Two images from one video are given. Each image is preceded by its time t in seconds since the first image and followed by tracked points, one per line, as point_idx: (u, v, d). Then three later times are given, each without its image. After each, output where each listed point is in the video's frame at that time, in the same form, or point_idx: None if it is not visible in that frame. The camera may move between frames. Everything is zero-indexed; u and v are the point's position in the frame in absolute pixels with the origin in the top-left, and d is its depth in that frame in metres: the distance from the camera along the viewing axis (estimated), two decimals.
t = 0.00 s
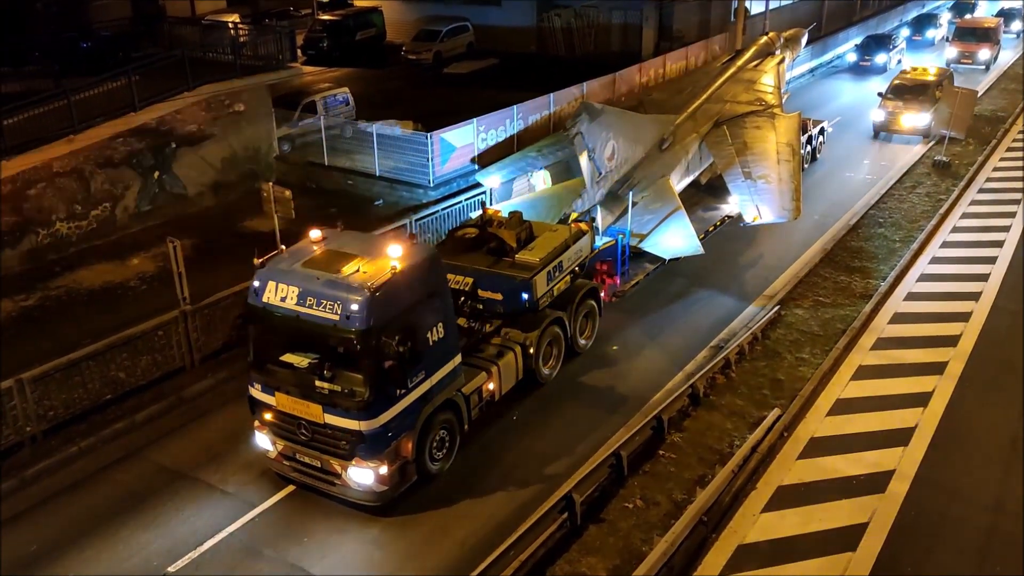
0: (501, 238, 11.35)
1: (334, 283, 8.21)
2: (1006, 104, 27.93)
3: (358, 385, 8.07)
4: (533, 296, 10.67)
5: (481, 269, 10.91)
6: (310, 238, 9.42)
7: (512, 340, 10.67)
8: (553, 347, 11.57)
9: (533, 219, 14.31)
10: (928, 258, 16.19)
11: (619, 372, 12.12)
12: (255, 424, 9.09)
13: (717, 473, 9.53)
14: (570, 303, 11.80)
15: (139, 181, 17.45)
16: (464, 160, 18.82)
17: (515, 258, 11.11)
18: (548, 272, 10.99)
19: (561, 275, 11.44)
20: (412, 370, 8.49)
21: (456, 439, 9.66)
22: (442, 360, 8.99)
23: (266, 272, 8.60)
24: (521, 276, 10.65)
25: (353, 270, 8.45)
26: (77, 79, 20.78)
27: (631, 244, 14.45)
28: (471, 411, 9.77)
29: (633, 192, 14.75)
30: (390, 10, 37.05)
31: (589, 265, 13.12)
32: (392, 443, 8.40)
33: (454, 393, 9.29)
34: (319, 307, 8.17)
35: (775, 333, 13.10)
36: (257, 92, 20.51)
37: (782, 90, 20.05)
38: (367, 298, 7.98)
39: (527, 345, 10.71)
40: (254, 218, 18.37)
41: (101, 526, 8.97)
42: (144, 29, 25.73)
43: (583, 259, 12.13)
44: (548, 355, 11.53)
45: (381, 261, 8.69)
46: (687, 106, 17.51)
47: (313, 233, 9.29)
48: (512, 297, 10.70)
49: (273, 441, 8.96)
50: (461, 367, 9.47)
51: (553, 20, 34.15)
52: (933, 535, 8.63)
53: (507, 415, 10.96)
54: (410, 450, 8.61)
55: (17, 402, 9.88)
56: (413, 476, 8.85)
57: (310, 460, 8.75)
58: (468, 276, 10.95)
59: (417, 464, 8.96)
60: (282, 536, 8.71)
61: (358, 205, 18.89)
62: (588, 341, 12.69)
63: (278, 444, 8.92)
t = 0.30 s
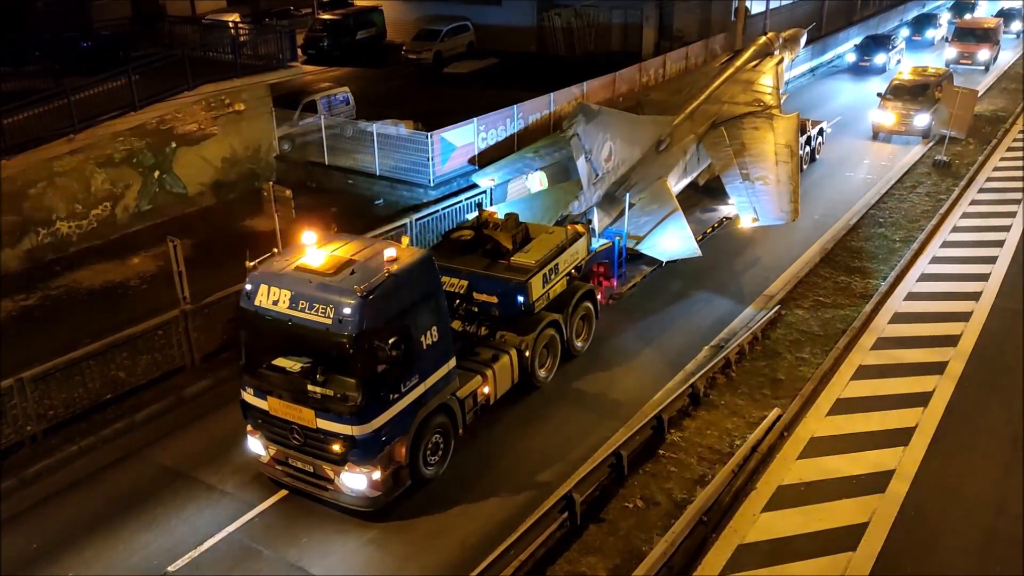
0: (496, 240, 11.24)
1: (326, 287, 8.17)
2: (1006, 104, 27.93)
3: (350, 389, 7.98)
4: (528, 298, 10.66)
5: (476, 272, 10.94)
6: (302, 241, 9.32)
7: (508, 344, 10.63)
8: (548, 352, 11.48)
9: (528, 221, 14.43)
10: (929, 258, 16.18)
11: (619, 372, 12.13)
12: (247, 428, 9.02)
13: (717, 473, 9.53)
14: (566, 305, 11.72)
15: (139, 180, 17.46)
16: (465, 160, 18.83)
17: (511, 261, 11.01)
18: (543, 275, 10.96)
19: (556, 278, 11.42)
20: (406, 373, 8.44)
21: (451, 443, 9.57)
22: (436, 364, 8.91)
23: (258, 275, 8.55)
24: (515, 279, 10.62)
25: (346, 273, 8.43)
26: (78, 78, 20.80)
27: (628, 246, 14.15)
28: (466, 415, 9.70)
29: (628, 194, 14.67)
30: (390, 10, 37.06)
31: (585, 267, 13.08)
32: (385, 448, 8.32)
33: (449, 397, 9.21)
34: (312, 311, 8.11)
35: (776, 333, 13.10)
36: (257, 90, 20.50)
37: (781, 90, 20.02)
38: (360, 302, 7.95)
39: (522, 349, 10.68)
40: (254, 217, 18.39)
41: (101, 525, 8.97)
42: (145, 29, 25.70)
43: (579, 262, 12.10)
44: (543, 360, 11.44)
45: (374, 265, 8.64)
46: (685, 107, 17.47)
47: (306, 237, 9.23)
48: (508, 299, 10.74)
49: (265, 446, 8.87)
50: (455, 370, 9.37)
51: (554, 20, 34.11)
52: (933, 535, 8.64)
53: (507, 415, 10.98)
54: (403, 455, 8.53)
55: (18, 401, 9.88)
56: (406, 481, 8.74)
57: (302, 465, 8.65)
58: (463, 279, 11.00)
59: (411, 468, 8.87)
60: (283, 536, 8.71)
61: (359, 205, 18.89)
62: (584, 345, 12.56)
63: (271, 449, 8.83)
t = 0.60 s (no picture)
0: (493, 243, 11.33)
1: (319, 291, 8.09)
2: (1007, 104, 27.93)
3: (344, 395, 7.97)
4: (524, 302, 10.63)
5: (472, 275, 10.91)
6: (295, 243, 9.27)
7: (503, 348, 10.53)
8: (545, 356, 11.42)
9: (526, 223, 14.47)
10: (929, 258, 16.19)
11: (619, 372, 12.15)
12: (240, 433, 9.00)
13: (717, 473, 9.54)
14: (562, 308, 11.66)
15: (140, 180, 17.47)
16: (465, 160, 18.84)
17: (506, 263, 11.06)
18: (539, 278, 10.95)
19: (552, 281, 11.37)
20: (399, 379, 8.38)
21: (445, 449, 9.54)
22: (431, 369, 8.86)
23: (250, 279, 8.50)
24: (511, 282, 10.60)
25: (339, 278, 8.36)
26: (78, 78, 20.82)
27: (625, 248, 14.19)
28: (461, 420, 9.67)
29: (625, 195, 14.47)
30: (390, 10, 37.09)
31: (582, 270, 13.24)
32: (378, 454, 8.30)
33: (443, 402, 9.16)
34: (304, 315, 8.04)
35: (776, 333, 13.11)
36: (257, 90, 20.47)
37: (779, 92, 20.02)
38: (353, 306, 7.86)
39: (518, 353, 10.59)
40: (254, 217, 18.41)
41: (102, 524, 8.98)
42: (144, 28, 25.71)
43: (575, 265, 12.06)
44: (539, 364, 11.39)
45: (368, 268, 8.57)
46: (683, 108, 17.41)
47: (299, 240, 9.18)
48: (503, 302, 10.64)
49: (258, 451, 8.86)
50: (450, 375, 9.32)
51: (554, 20, 34.09)
52: (933, 535, 8.63)
53: (507, 416, 11.00)
54: (397, 461, 8.52)
55: (17, 402, 9.89)
56: (400, 487, 8.73)
57: (295, 470, 8.65)
58: (458, 282, 10.90)
59: (405, 473, 8.83)
60: (283, 535, 8.73)
61: (359, 205, 18.90)
62: (581, 348, 12.54)
63: (264, 454, 8.82)
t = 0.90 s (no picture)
0: (489, 245, 11.33)
1: (312, 294, 7.97)
2: (1007, 105, 27.93)
3: (336, 400, 7.86)
4: (519, 305, 10.55)
5: (467, 278, 10.81)
6: (288, 248, 9.17)
7: (499, 351, 10.45)
8: (541, 358, 11.35)
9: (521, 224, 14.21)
10: (930, 258, 16.20)
11: (620, 372, 12.16)
12: (233, 438, 8.89)
13: (718, 474, 9.55)
14: (558, 312, 11.61)
15: (140, 180, 17.49)
16: (467, 160, 18.85)
17: (502, 266, 11.03)
18: (535, 281, 10.90)
19: (549, 284, 11.32)
20: (392, 384, 8.31)
21: (440, 453, 9.47)
22: (424, 373, 8.79)
23: (243, 283, 8.36)
24: (507, 286, 10.54)
25: (331, 282, 8.24)
26: (79, 79, 20.84)
27: (622, 251, 14.27)
28: (456, 425, 9.58)
29: (623, 199, 14.61)
30: (392, 10, 37.11)
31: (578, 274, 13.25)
32: (371, 459, 8.20)
33: (437, 407, 9.08)
34: (297, 320, 7.92)
35: (776, 333, 13.12)
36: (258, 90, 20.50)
37: (778, 93, 20.04)
38: (346, 311, 7.75)
39: (513, 356, 10.47)
40: (255, 217, 18.44)
41: (102, 524, 8.99)
42: (145, 29, 25.73)
43: (572, 267, 12.03)
44: (536, 367, 11.31)
45: (360, 272, 8.44)
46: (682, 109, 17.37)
47: (290, 245, 9.06)
48: (499, 306, 10.54)
49: (251, 457, 8.76)
50: (444, 380, 9.25)
51: (555, 20, 34.12)
52: (933, 536, 8.63)
53: (508, 417, 11.01)
54: (390, 467, 8.41)
55: (18, 401, 9.91)
56: (394, 492, 8.60)
57: (287, 476, 8.53)
58: (453, 285, 10.82)
59: (399, 479, 8.72)
60: (282, 536, 8.73)
61: (360, 206, 18.92)
62: (578, 351, 12.48)
63: (256, 459, 8.71)
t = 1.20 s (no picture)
0: (485, 248, 11.26)
1: (304, 300, 7.88)
2: (1008, 106, 27.93)
3: (330, 406, 7.77)
4: (515, 309, 10.42)
5: (462, 282, 10.73)
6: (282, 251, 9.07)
7: (494, 355, 10.45)
8: (537, 361, 11.29)
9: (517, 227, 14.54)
10: (931, 259, 16.22)
11: (621, 373, 12.16)
12: (225, 444, 8.79)
13: (719, 474, 9.55)
14: (555, 315, 11.57)
15: (141, 180, 17.50)
16: (468, 160, 18.86)
17: (498, 269, 10.94)
18: (531, 285, 10.78)
19: (545, 288, 11.21)
20: (387, 389, 8.19)
21: (435, 459, 9.33)
22: (419, 378, 8.65)
23: (236, 287, 8.28)
24: (502, 289, 10.42)
25: (325, 287, 8.16)
26: (80, 79, 20.87)
27: (619, 254, 14.40)
28: (451, 430, 9.47)
29: (620, 201, 14.55)
30: (392, 11, 37.12)
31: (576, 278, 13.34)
32: (365, 465, 8.08)
33: (433, 412, 8.98)
34: (289, 325, 7.83)
35: (777, 334, 13.11)
36: (259, 91, 20.52)
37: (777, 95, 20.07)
38: (339, 315, 7.66)
39: (509, 360, 10.48)
40: (256, 218, 18.46)
41: (104, 523, 9.01)
42: (145, 29, 25.76)
43: (568, 271, 11.94)
44: (532, 370, 11.24)
45: (354, 277, 8.38)
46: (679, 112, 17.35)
47: (286, 248, 8.96)
48: (494, 310, 10.46)
49: (244, 463, 8.64)
50: (439, 385, 9.14)
51: (556, 21, 34.14)
52: (934, 536, 8.63)
53: (509, 417, 11.02)
54: (384, 472, 8.29)
55: (19, 402, 9.92)
56: (388, 499, 8.48)
57: (281, 482, 8.43)
58: (448, 289, 10.76)
59: (393, 485, 8.61)
60: (283, 537, 8.73)
61: (361, 206, 18.94)
62: (574, 355, 12.40)
63: (249, 465, 8.62)
